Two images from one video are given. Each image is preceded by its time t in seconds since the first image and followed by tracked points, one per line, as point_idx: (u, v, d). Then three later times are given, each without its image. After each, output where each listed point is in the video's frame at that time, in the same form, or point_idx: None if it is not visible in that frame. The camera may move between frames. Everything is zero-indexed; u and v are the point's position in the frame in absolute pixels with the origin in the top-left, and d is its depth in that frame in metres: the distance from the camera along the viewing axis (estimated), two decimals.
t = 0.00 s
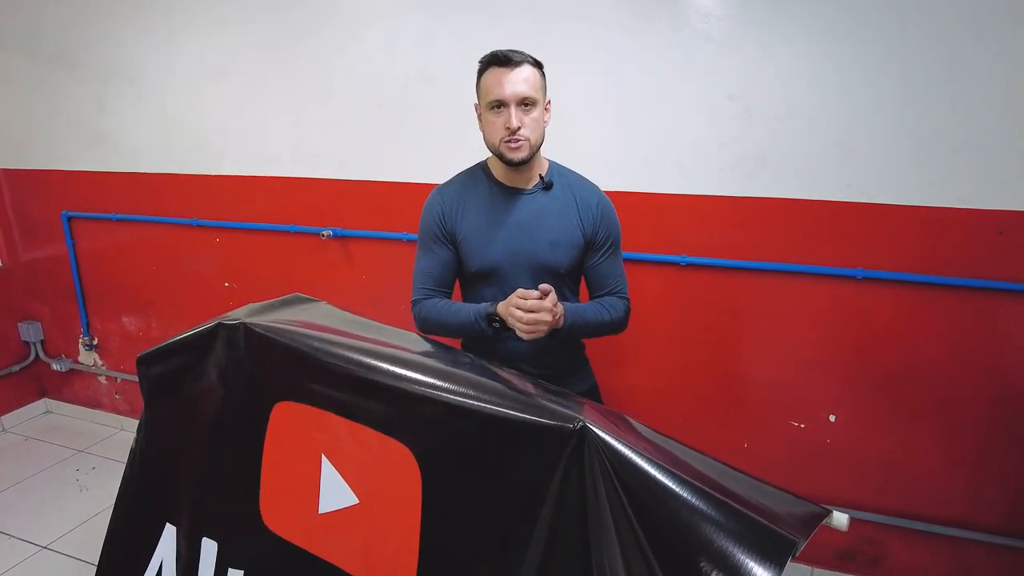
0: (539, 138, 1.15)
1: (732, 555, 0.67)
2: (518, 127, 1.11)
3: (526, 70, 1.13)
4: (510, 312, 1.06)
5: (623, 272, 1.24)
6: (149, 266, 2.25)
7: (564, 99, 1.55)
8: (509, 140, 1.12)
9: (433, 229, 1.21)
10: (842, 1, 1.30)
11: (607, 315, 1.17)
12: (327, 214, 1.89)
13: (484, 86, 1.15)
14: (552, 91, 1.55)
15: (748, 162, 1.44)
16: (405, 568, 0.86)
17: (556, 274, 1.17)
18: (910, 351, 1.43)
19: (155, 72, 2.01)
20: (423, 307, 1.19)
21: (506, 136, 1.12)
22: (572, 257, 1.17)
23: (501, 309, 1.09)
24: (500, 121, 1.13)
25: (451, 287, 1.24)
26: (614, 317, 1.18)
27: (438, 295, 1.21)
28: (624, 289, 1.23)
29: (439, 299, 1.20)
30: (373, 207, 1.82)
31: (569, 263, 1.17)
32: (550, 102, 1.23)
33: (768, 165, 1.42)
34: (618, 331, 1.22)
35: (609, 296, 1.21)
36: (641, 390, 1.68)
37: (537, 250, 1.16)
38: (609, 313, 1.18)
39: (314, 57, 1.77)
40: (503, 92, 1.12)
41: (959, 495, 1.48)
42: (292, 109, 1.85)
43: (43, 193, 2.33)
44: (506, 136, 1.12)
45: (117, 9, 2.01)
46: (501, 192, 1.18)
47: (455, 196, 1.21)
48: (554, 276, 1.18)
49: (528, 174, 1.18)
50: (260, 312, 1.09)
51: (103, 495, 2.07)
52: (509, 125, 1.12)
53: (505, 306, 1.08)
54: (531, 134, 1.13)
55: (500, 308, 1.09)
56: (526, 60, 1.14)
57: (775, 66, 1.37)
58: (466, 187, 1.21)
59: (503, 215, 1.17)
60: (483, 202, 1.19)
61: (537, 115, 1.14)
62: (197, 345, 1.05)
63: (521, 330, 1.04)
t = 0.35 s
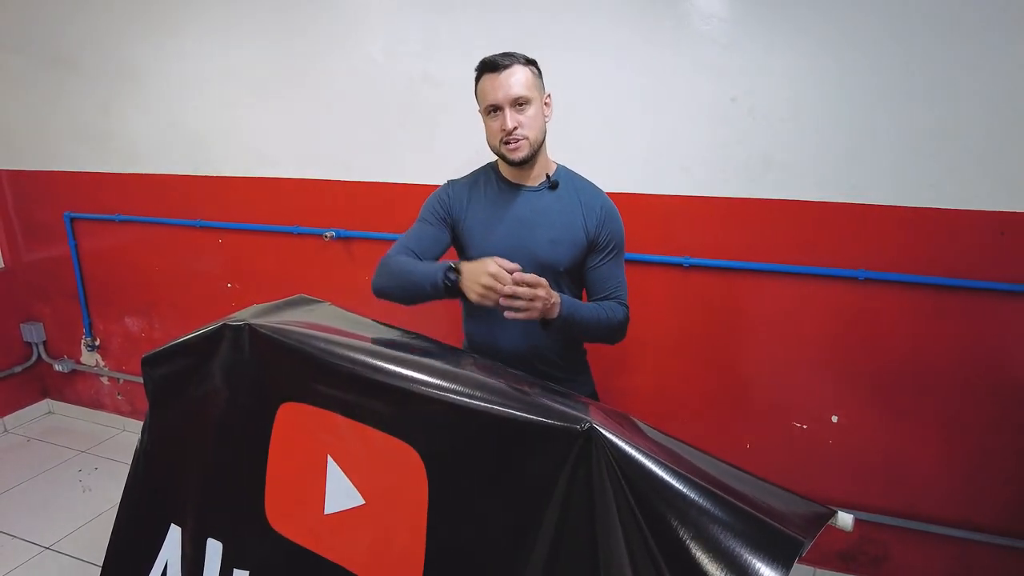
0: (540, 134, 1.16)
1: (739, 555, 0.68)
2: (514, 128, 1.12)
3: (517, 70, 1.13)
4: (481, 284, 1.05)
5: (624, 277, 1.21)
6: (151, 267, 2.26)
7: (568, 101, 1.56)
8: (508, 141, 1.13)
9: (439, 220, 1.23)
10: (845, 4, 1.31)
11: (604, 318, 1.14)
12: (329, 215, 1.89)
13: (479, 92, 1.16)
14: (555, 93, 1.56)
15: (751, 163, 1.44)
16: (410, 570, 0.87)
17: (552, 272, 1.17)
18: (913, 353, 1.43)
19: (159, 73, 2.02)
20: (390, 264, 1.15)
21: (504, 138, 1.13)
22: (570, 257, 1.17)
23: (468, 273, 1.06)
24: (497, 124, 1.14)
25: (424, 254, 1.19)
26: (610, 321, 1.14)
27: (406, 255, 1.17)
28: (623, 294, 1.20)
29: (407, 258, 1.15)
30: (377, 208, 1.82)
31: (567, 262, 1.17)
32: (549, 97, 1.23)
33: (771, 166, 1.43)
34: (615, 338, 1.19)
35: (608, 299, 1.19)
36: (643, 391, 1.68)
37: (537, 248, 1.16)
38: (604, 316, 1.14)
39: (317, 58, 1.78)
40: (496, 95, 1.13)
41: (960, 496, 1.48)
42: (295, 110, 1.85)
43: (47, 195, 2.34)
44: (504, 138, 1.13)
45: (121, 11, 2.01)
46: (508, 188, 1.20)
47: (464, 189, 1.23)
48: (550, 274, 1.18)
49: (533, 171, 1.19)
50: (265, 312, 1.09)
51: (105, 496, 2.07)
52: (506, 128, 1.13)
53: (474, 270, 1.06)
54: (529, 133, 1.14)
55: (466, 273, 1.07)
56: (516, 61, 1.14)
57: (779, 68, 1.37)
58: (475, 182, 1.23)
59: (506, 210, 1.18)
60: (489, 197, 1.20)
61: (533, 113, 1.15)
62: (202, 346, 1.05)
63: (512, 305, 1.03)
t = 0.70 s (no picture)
0: (540, 136, 1.16)
1: (742, 553, 0.68)
2: (516, 126, 1.13)
3: (520, 70, 1.14)
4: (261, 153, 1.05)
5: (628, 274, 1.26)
6: (153, 268, 2.26)
7: (568, 102, 1.56)
8: (509, 140, 1.14)
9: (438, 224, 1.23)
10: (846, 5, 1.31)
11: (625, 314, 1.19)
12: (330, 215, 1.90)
13: (482, 90, 1.17)
14: (556, 93, 1.56)
15: (753, 163, 1.44)
16: (414, 569, 0.87)
17: (555, 271, 1.17)
18: (914, 353, 1.43)
19: (160, 74, 2.02)
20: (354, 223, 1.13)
21: (505, 137, 1.14)
22: (573, 255, 1.18)
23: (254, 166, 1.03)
24: (498, 123, 1.15)
25: (394, 223, 1.18)
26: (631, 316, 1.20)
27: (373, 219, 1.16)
28: (630, 289, 1.25)
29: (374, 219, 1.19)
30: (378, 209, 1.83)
31: (569, 261, 1.18)
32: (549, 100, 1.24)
33: (772, 166, 1.43)
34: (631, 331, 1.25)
35: (619, 295, 1.24)
36: (644, 391, 1.68)
37: (539, 247, 1.17)
38: (626, 312, 1.19)
39: (317, 59, 1.78)
40: (499, 93, 1.14)
41: (962, 496, 1.48)
42: (297, 111, 1.86)
43: (49, 196, 2.34)
44: (505, 137, 1.14)
45: (123, 12, 2.02)
46: (506, 189, 1.20)
47: (462, 192, 1.23)
48: (553, 273, 1.18)
49: (531, 172, 1.19)
50: (269, 313, 1.10)
51: (107, 496, 2.07)
52: (507, 127, 1.13)
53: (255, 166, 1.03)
54: (529, 133, 1.15)
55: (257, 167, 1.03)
56: (520, 62, 1.15)
57: (780, 69, 1.38)
58: (472, 184, 1.24)
59: (506, 210, 1.18)
60: (488, 198, 1.20)
61: (534, 114, 1.16)
62: (205, 347, 1.06)
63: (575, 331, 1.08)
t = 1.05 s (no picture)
0: (540, 147, 1.16)
1: (741, 551, 0.69)
2: (518, 141, 1.12)
3: (523, 82, 1.12)
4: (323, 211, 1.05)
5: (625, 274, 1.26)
6: (155, 268, 2.26)
7: (568, 103, 1.57)
8: (511, 153, 1.14)
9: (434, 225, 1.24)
10: (845, 6, 1.32)
11: (625, 316, 1.21)
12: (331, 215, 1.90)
13: (483, 99, 1.15)
14: (556, 94, 1.57)
15: (753, 164, 1.45)
16: (415, 567, 0.87)
17: (552, 272, 1.18)
18: (914, 352, 1.43)
19: (162, 75, 2.03)
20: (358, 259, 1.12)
21: (507, 150, 1.13)
22: (570, 257, 1.18)
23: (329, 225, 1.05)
24: (501, 135, 1.14)
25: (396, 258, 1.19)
26: (630, 316, 1.22)
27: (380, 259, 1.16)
28: (628, 289, 1.26)
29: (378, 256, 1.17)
30: (380, 209, 1.83)
31: (566, 262, 1.18)
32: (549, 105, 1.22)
33: (771, 167, 1.44)
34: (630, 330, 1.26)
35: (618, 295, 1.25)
36: (645, 391, 1.69)
37: (536, 249, 1.17)
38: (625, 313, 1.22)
39: (319, 60, 1.79)
40: (502, 106, 1.12)
41: (961, 495, 1.49)
42: (298, 111, 1.86)
43: (51, 196, 2.35)
44: (507, 150, 1.13)
45: (125, 12, 2.02)
46: (503, 192, 1.20)
47: (458, 194, 1.24)
48: (550, 275, 1.18)
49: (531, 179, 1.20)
50: (271, 313, 1.10)
51: (108, 496, 2.08)
52: (509, 141, 1.13)
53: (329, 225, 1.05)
54: (531, 146, 1.14)
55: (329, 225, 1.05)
56: (523, 72, 1.12)
57: (780, 69, 1.38)
58: (470, 186, 1.24)
59: (503, 213, 1.19)
60: (485, 201, 1.21)
61: (536, 126, 1.15)
62: (207, 347, 1.06)
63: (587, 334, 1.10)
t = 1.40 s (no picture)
0: (543, 153, 1.16)
1: (738, 547, 0.69)
2: (525, 145, 1.12)
3: (537, 87, 1.12)
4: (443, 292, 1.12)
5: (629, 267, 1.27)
6: (156, 268, 2.27)
7: (568, 102, 1.57)
8: (515, 156, 1.13)
9: (431, 228, 1.26)
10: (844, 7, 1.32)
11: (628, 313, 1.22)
12: (333, 215, 1.91)
13: (493, 97, 1.13)
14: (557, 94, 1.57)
15: (752, 164, 1.45)
16: (415, 565, 0.88)
17: (550, 272, 1.18)
18: (912, 351, 1.44)
19: (164, 76, 2.04)
20: (401, 288, 1.26)
21: (512, 152, 1.13)
22: (567, 255, 1.18)
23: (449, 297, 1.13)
24: (507, 136, 1.13)
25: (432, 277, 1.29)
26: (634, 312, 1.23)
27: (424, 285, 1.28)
28: (630, 284, 1.26)
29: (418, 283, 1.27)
30: (380, 209, 1.84)
31: (563, 261, 1.18)
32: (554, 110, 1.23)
33: (770, 167, 1.44)
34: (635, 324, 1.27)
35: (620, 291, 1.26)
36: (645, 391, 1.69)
37: (533, 249, 1.17)
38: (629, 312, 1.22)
39: (320, 61, 1.79)
40: (512, 108, 1.11)
41: (959, 494, 1.49)
42: (299, 112, 1.87)
43: (52, 196, 2.36)
44: (512, 152, 1.13)
45: (127, 14, 2.03)
46: (499, 190, 1.20)
47: (454, 195, 1.25)
48: (548, 274, 1.19)
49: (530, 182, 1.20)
50: (271, 312, 1.11)
51: (109, 496, 2.08)
52: (515, 143, 1.12)
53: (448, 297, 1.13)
54: (535, 151, 1.14)
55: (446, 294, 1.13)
56: (537, 77, 1.12)
57: (779, 70, 1.39)
58: (465, 187, 1.24)
59: (500, 213, 1.19)
60: (481, 200, 1.21)
61: (543, 131, 1.15)
62: (208, 346, 1.07)
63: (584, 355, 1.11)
